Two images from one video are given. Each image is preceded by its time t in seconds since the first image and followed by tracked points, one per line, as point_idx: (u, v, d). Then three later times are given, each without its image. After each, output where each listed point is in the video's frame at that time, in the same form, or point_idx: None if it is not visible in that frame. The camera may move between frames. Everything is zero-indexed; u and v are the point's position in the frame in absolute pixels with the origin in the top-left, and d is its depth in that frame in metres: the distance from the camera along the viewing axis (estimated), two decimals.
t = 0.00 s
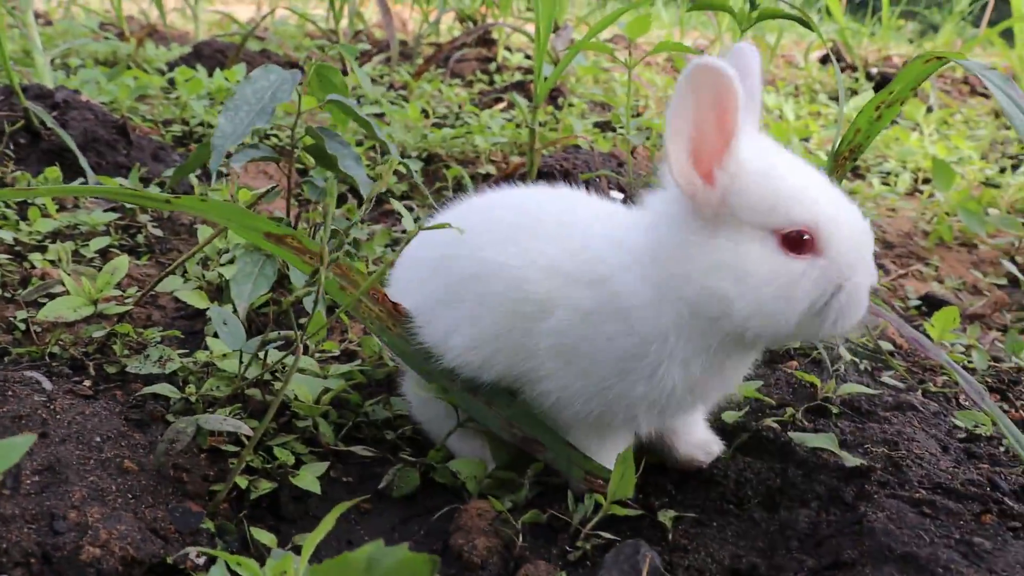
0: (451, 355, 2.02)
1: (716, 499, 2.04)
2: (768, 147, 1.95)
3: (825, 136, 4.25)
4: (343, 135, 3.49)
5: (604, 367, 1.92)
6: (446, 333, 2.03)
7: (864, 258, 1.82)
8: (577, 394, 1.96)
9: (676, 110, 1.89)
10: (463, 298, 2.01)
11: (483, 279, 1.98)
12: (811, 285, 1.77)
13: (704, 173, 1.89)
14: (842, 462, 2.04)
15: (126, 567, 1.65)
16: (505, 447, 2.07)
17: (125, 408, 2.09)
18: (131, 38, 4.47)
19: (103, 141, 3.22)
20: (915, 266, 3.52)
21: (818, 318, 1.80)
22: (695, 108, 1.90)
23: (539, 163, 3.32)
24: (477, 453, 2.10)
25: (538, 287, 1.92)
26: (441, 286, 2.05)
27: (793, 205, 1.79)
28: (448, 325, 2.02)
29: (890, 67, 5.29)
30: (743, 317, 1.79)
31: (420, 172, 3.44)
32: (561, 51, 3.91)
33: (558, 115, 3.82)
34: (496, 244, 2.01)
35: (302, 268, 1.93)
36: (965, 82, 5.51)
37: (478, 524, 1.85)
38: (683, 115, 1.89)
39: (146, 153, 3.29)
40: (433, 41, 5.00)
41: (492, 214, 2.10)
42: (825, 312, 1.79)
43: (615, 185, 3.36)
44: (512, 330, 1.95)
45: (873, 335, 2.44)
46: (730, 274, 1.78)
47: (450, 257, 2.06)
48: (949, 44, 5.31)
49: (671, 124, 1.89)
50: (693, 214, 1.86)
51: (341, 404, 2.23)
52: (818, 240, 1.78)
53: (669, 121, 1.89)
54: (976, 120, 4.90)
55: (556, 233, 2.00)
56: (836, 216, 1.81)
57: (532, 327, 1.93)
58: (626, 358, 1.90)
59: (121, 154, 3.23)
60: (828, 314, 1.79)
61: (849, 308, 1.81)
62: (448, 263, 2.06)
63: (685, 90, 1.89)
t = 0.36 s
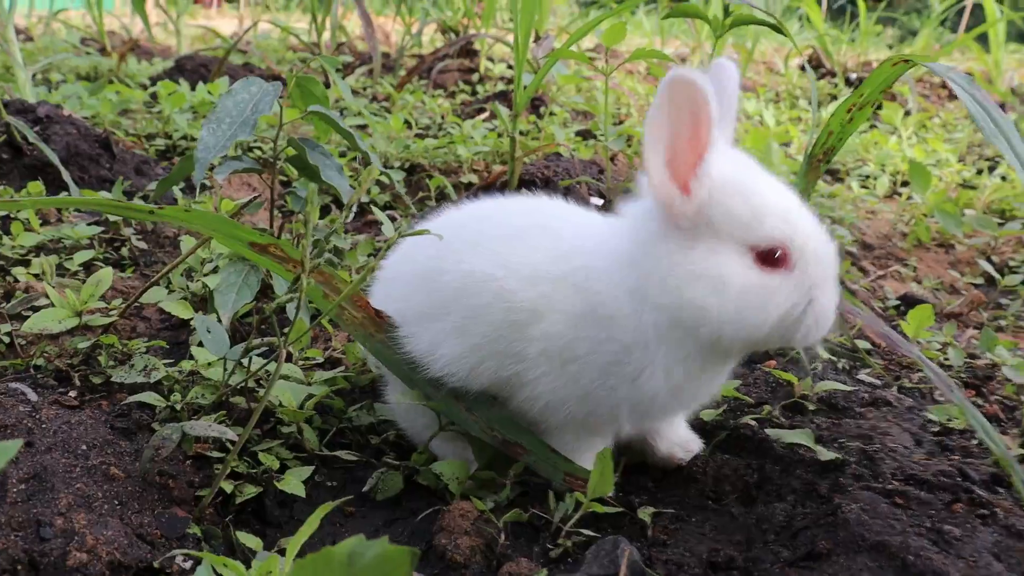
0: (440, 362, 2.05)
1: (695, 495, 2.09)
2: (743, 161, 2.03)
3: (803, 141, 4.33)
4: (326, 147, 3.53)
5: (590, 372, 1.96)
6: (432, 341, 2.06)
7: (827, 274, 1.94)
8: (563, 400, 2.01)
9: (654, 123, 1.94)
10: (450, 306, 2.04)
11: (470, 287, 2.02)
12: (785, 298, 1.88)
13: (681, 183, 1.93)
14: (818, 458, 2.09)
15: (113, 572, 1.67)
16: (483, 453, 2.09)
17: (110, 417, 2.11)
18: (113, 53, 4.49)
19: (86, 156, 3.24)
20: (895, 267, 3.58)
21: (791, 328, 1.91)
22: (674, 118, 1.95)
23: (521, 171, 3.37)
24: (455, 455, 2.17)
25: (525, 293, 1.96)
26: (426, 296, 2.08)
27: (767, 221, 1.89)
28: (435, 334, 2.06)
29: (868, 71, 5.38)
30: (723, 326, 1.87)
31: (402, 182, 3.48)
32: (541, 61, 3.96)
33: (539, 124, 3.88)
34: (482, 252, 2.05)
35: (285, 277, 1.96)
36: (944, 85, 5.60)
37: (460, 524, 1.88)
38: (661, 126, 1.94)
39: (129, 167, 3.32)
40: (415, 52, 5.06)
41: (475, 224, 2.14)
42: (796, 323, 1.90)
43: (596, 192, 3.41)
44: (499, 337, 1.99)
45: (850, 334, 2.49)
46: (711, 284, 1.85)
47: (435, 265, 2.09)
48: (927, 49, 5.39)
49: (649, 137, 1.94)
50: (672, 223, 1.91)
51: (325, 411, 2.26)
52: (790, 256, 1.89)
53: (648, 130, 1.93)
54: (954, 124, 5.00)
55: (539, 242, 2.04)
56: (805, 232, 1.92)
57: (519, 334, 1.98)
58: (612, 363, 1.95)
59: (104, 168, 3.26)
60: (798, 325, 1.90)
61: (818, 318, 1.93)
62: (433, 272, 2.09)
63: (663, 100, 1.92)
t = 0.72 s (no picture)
0: (417, 374, 2.06)
1: (681, 505, 2.10)
2: (704, 198, 2.06)
3: (784, 154, 4.39)
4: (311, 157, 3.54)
5: (563, 394, 1.98)
6: (410, 354, 2.07)
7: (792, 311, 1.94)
8: (537, 420, 2.02)
9: (603, 168, 1.98)
10: (428, 320, 2.06)
11: (449, 300, 2.03)
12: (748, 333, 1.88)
13: (636, 223, 1.97)
14: (802, 468, 2.10)
15: None
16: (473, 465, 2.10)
17: (97, 426, 2.10)
18: (94, 62, 4.47)
19: (69, 165, 3.23)
20: (875, 279, 3.62)
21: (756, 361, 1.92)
22: (624, 163, 2.00)
23: (505, 181, 3.39)
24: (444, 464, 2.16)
25: (503, 310, 1.98)
26: (407, 308, 2.10)
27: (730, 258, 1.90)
28: (414, 348, 2.07)
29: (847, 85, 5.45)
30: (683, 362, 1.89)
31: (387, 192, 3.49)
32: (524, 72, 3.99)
33: (522, 135, 3.90)
34: (465, 265, 2.06)
35: (270, 288, 1.97)
36: (920, 99, 5.69)
37: (448, 535, 1.87)
38: (611, 170, 1.98)
39: (113, 176, 3.30)
40: (397, 63, 5.08)
41: (462, 235, 2.16)
42: (763, 357, 1.91)
43: (579, 204, 3.44)
44: (475, 352, 2.00)
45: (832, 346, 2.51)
46: (672, 320, 1.88)
47: (416, 279, 2.11)
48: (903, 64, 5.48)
49: (601, 182, 1.97)
50: (631, 262, 1.94)
51: (311, 420, 2.26)
52: (749, 291, 1.90)
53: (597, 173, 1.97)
54: (931, 137, 5.09)
55: (521, 258, 2.06)
56: (765, 267, 1.93)
57: (495, 351, 2.00)
58: (584, 387, 1.97)
59: (88, 177, 3.24)
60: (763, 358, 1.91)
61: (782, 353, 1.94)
62: (413, 285, 2.10)
63: (610, 147, 1.98)
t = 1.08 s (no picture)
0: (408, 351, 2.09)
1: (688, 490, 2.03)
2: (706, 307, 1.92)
3: (794, 140, 4.34)
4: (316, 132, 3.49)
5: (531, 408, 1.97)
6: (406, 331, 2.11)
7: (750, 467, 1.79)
8: (508, 421, 2.01)
9: (595, 239, 1.87)
10: (432, 299, 2.10)
11: (457, 283, 2.08)
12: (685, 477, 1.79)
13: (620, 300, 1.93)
14: (812, 460, 2.06)
15: (100, 564, 1.65)
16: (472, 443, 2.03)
17: (97, 404, 2.07)
18: (97, 31, 4.40)
19: (70, 136, 3.17)
20: (881, 270, 3.59)
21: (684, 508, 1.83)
22: (621, 237, 1.90)
23: (512, 162, 3.34)
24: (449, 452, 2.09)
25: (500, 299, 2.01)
26: (416, 284, 2.14)
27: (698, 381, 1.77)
28: (414, 322, 2.10)
29: (857, 72, 5.40)
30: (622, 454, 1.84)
31: (392, 170, 3.46)
32: (534, 52, 3.93)
33: (530, 116, 3.85)
34: (479, 252, 2.10)
35: (280, 261, 1.93)
36: (930, 88, 5.64)
37: (454, 521, 1.86)
38: (604, 244, 1.89)
39: (115, 148, 3.25)
40: (404, 39, 5.01)
41: (486, 223, 2.20)
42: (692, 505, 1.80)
43: (586, 186, 3.40)
44: (466, 337, 2.03)
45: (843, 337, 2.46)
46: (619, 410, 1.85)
47: (430, 258, 2.15)
48: (915, 52, 5.42)
49: (588, 253, 1.88)
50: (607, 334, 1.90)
51: (315, 401, 2.22)
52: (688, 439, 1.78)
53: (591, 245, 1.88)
54: (940, 127, 5.04)
55: (533, 253, 2.10)
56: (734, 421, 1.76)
57: (484, 340, 2.01)
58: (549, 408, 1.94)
59: (90, 149, 3.19)
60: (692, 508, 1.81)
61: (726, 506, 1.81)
62: (426, 263, 2.15)
63: (608, 217, 1.86)
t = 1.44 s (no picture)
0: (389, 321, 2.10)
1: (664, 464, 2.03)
2: (678, 312, 1.92)
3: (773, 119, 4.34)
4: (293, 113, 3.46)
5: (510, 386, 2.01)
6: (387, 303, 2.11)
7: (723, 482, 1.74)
8: (482, 393, 2.05)
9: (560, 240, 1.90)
10: (415, 271, 2.09)
11: (439, 254, 2.08)
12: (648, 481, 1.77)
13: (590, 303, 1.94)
14: (788, 430, 2.06)
15: (74, 543, 1.64)
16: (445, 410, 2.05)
17: (70, 385, 2.05)
18: (69, 14, 4.33)
19: (42, 119, 3.13)
20: (860, 246, 3.60)
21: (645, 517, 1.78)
22: (588, 238, 1.92)
23: (489, 141, 3.32)
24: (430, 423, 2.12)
25: (482, 272, 2.02)
26: (398, 254, 2.14)
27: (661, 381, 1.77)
28: (393, 294, 2.11)
29: (837, 51, 5.40)
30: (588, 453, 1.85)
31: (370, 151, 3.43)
32: (512, 31, 3.89)
33: (509, 96, 3.83)
34: (464, 224, 2.11)
35: (255, 237, 1.91)
36: (909, 67, 5.64)
37: (430, 495, 1.87)
38: (569, 244, 1.91)
39: (88, 130, 3.22)
40: (382, 21, 4.96)
41: (476, 195, 2.21)
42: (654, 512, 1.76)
43: (565, 165, 3.39)
44: (448, 309, 2.04)
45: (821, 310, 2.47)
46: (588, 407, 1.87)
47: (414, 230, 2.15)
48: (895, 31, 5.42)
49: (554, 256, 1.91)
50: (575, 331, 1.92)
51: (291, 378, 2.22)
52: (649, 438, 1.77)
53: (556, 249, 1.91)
54: (919, 106, 5.05)
55: (518, 228, 2.11)
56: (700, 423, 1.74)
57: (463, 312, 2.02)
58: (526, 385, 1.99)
59: (62, 131, 3.15)
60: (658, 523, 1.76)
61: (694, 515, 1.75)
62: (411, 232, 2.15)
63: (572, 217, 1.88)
